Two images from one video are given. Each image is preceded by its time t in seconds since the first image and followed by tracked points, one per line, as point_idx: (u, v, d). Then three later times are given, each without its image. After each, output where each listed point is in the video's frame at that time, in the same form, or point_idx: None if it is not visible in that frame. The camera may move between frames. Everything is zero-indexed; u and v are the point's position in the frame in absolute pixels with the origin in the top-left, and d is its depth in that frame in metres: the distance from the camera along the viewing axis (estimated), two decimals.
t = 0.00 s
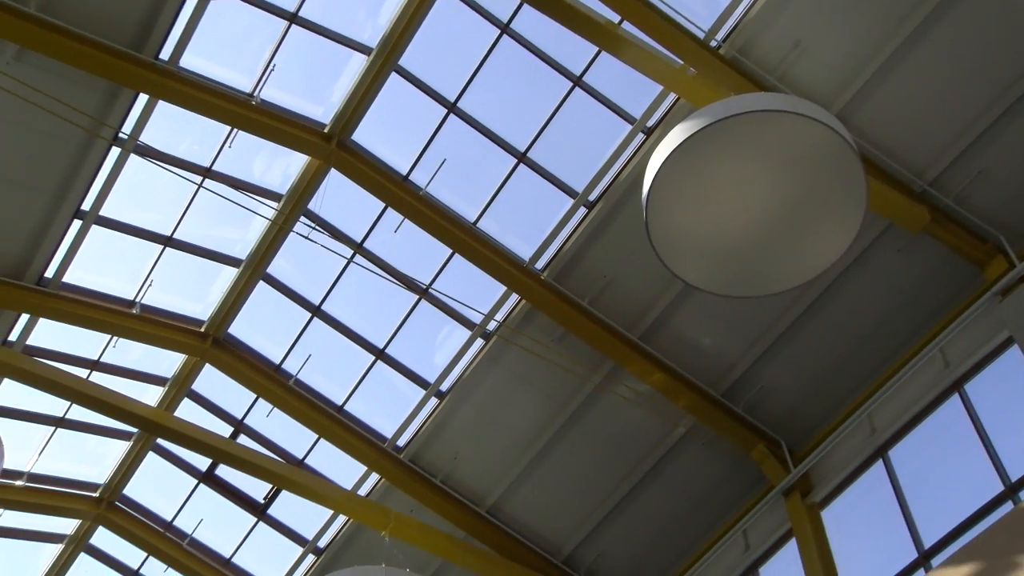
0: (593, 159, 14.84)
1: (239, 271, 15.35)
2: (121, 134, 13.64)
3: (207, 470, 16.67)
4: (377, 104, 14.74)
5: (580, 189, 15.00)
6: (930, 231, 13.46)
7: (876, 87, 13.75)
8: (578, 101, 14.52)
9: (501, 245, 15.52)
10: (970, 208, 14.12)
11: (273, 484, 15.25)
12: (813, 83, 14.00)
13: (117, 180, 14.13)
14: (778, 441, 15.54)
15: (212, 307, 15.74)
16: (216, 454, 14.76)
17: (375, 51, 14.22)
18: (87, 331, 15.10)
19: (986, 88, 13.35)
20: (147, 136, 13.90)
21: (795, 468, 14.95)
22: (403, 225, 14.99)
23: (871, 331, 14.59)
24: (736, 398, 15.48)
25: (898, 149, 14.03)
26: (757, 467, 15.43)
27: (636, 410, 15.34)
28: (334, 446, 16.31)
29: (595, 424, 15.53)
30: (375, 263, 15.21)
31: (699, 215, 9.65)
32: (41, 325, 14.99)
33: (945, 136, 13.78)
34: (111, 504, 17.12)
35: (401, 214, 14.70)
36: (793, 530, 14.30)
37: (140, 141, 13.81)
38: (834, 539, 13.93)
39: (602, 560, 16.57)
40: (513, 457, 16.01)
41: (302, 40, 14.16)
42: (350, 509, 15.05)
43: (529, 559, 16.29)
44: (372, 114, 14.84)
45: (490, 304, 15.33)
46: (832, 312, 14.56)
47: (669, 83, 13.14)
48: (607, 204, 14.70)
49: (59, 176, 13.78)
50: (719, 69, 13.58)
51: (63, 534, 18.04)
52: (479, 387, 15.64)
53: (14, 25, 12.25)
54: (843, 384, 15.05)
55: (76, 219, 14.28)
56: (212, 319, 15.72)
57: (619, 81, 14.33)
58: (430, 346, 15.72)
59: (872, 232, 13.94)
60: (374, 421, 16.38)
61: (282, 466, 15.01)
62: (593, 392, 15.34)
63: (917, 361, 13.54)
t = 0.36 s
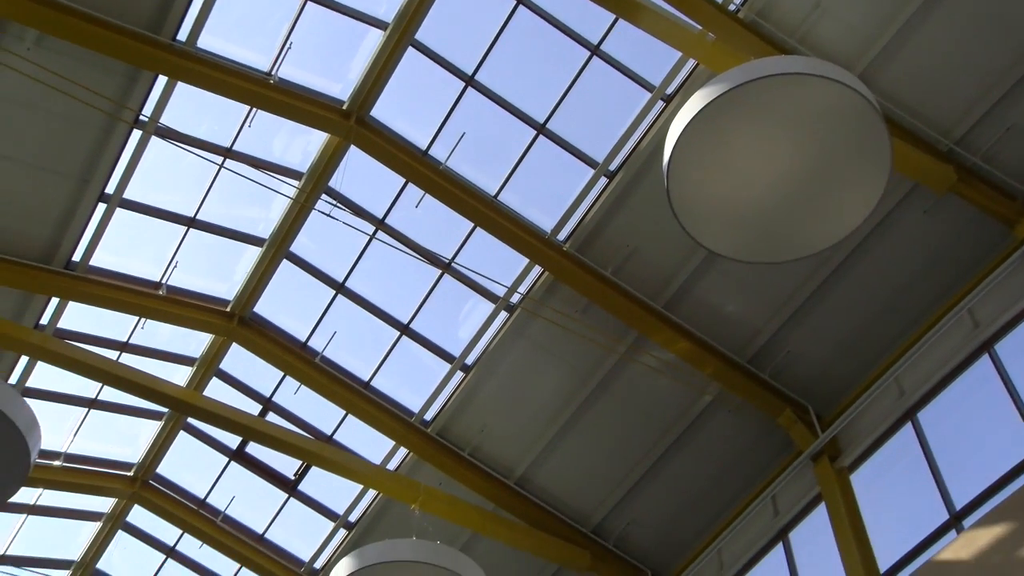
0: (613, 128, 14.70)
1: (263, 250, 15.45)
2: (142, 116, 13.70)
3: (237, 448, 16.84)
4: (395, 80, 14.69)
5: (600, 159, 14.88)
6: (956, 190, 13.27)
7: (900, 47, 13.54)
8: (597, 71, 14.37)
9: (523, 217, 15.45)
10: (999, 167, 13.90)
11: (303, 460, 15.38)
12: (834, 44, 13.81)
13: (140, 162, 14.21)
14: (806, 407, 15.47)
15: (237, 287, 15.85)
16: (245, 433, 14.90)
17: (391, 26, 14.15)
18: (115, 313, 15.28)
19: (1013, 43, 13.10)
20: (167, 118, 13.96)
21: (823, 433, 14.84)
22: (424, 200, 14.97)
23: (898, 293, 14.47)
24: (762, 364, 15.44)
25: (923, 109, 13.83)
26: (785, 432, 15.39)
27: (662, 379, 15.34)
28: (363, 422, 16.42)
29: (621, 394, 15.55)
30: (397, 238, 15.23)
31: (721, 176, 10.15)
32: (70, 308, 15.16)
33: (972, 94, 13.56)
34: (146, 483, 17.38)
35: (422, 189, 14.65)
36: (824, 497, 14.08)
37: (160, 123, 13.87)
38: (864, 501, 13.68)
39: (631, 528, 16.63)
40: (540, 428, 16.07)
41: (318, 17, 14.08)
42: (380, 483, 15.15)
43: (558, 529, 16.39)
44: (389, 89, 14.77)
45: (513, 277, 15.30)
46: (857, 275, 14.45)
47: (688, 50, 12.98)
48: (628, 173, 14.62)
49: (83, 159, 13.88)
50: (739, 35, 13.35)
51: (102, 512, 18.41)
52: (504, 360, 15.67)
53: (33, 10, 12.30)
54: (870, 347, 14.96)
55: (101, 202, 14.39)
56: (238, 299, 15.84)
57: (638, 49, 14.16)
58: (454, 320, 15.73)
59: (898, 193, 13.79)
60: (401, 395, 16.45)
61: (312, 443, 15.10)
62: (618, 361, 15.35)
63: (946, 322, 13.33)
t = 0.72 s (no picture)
0: (632, 97, 14.47)
1: (286, 228, 15.53)
2: (162, 97, 13.74)
3: (267, 424, 17.02)
4: (412, 54, 14.55)
5: (621, 127, 14.66)
6: (985, 147, 13.06)
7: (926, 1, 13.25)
8: (614, 39, 14.10)
9: (543, 188, 15.20)
10: None
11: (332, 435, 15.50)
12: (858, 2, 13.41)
13: (161, 143, 14.27)
14: (833, 371, 15.40)
15: (261, 265, 15.95)
16: (274, 409, 15.03)
17: None
18: (142, 294, 15.44)
19: None
20: (187, 99, 13.99)
21: (851, 397, 14.76)
22: (444, 173, 14.94)
23: (926, 253, 14.32)
24: (789, 328, 15.37)
25: (951, 65, 13.56)
26: (812, 396, 15.32)
27: (687, 346, 15.33)
28: (390, 397, 16.52)
29: (647, 362, 15.55)
30: (418, 213, 15.23)
31: (742, 140, 10.10)
32: (98, 290, 15.33)
33: (1000, 47, 13.29)
34: (179, 460, 17.63)
35: (442, 162, 14.63)
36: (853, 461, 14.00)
37: (180, 104, 13.92)
38: (893, 463, 13.60)
39: (659, 496, 16.69)
40: (566, 398, 16.10)
41: None
42: (408, 456, 15.26)
43: (586, 498, 16.48)
44: (406, 63, 14.64)
45: (536, 249, 15.25)
46: (884, 236, 14.31)
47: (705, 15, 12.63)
48: (649, 141, 14.50)
49: (106, 142, 13.97)
50: None
51: (137, 490, 18.81)
52: (529, 331, 15.68)
53: None
54: (898, 308, 14.83)
55: (124, 183, 14.47)
56: (263, 277, 15.96)
57: (656, 15, 13.88)
58: (478, 293, 15.73)
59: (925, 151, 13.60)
60: (427, 369, 16.49)
61: (340, 418, 15.20)
62: (643, 329, 15.34)
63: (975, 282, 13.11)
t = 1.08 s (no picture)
0: (651, 60, 14.25)
1: (307, 201, 15.58)
2: (181, 73, 13.76)
3: (294, 397, 17.14)
4: (428, 22, 14.43)
5: (639, 91, 14.45)
6: (1013, 100, 12.83)
7: None
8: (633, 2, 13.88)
9: (563, 154, 15.02)
10: None
11: (358, 406, 15.60)
12: None
13: (181, 119, 14.31)
14: (859, 331, 15.31)
15: (284, 239, 16.02)
16: (300, 381, 15.14)
17: None
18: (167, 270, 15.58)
19: None
20: (206, 74, 14.00)
21: (877, 356, 14.69)
22: (464, 142, 14.88)
23: (953, 210, 14.13)
24: (813, 289, 15.28)
25: (978, 17, 13.27)
26: (838, 357, 15.25)
27: (711, 310, 15.30)
28: (414, 367, 16.61)
29: (671, 326, 15.55)
30: (438, 182, 15.21)
31: (763, 101, 10.00)
32: (124, 266, 15.49)
33: None
34: (208, 434, 17.90)
35: (461, 131, 14.57)
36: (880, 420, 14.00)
37: (199, 79, 13.93)
38: (921, 422, 13.54)
39: (685, 460, 16.77)
40: (590, 364, 16.13)
41: None
42: (434, 425, 15.34)
43: (613, 463, 16.56)
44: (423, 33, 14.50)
45: (557, 216, 15.18)
46: (909, 193, 14.15)
47: None
48: (668, 105, 14.32)
49: (127, 119, 14.04)
50: None
51: (168, 464, 19.16)
52: (552, 299, 15.67)
53: None
54: (924, 266, 14.68)
55: (146, 160, 14.55)
56: (286, 250, 16.04)
57: None
58: (500, 262, 15.71)
59: (951, 106, 13.38)
60: (451, 338, 16.55)
61: (366, 389, 15.26)
62: (666, 294, 15.32)
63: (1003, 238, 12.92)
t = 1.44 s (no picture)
0: (665, 24, 13.97)
1: (323, 172, 15.59)
2: (193, 47, 13.71)
3: (314, 368, 17.24)
4: None
5: (655, 56, 14.19)
6: None
7: None
8: None
9: (579, 122, 14.86)
10: None
11: (378, 376, 15.66)
12: None
13: (196, 93, 14.32)
14: (879, 293, 15.20)
15: (301, 211, 16.07)
16: (320, 352, 15.22)
17: None
18: (185, 244, 15.71)
19: None
20: (219, 48, 13.97)
21: (897, 319, 14.54)
22: (479, 111, 14.79)
23: (975, 169, 13.91)
24: (832, 252, 15.18)
25: None
26: (858, 321, 15.15)
27: (729, 275, 15.25)
28: (433, 337, 16.68)
29: (689, 292, 15.51)
30: (454, 152, 15.16)
31: (778, 63, 9.89)
32: (143, 242, 15.62)
33: None
34: (231, 406, 18.09)
35: (476, 100, 14.47)
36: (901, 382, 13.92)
37: (212, 53, 13.90)
38: (943, 383, 13.43)
39: (706, 426, 16.80)
40: (609, 331, 16.15)
41: None
42: (454, 394, 15.39)
43: (632, 430, 16.61)
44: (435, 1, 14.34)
45: (573, 183, 15.08)
46: (930, 153, 13.98)
47: None
48: (684, 69, 14.09)
49: (142, 94, 14.06)
50: None
51: (193, 437, 19.39)
52: (570, 266, 15.64)
53: None
54: (945, 228, 14.48)
55: (163, 135, 14.59)
56: (303, 222, 16.08)
57: None
58: (517, 231, 15.68)
59: (973, 64, 13.15)
60: (469, 308, 16.57)
61: (386, 359, 15.32)
62: (684, 260, 15.27)
63: None
